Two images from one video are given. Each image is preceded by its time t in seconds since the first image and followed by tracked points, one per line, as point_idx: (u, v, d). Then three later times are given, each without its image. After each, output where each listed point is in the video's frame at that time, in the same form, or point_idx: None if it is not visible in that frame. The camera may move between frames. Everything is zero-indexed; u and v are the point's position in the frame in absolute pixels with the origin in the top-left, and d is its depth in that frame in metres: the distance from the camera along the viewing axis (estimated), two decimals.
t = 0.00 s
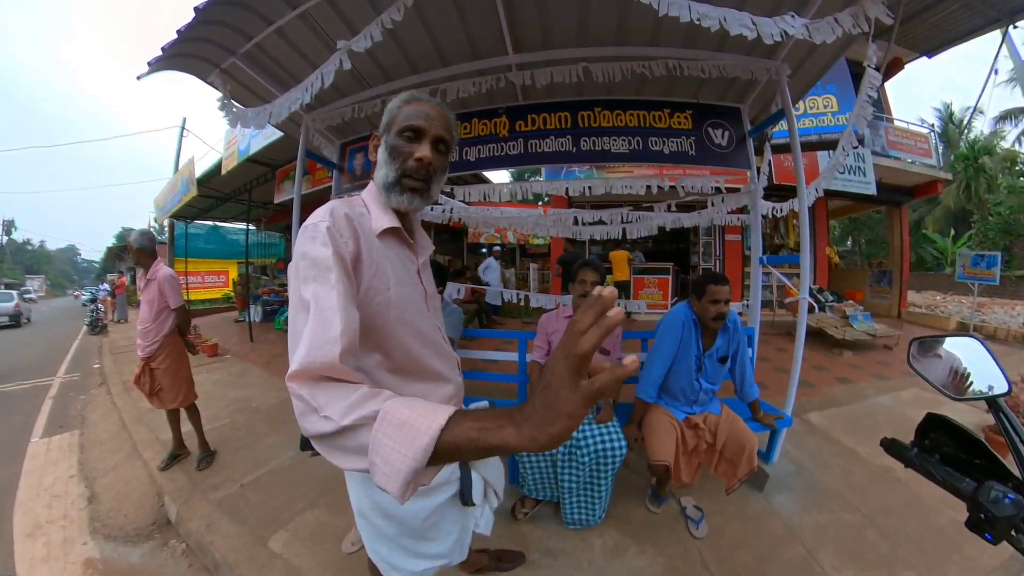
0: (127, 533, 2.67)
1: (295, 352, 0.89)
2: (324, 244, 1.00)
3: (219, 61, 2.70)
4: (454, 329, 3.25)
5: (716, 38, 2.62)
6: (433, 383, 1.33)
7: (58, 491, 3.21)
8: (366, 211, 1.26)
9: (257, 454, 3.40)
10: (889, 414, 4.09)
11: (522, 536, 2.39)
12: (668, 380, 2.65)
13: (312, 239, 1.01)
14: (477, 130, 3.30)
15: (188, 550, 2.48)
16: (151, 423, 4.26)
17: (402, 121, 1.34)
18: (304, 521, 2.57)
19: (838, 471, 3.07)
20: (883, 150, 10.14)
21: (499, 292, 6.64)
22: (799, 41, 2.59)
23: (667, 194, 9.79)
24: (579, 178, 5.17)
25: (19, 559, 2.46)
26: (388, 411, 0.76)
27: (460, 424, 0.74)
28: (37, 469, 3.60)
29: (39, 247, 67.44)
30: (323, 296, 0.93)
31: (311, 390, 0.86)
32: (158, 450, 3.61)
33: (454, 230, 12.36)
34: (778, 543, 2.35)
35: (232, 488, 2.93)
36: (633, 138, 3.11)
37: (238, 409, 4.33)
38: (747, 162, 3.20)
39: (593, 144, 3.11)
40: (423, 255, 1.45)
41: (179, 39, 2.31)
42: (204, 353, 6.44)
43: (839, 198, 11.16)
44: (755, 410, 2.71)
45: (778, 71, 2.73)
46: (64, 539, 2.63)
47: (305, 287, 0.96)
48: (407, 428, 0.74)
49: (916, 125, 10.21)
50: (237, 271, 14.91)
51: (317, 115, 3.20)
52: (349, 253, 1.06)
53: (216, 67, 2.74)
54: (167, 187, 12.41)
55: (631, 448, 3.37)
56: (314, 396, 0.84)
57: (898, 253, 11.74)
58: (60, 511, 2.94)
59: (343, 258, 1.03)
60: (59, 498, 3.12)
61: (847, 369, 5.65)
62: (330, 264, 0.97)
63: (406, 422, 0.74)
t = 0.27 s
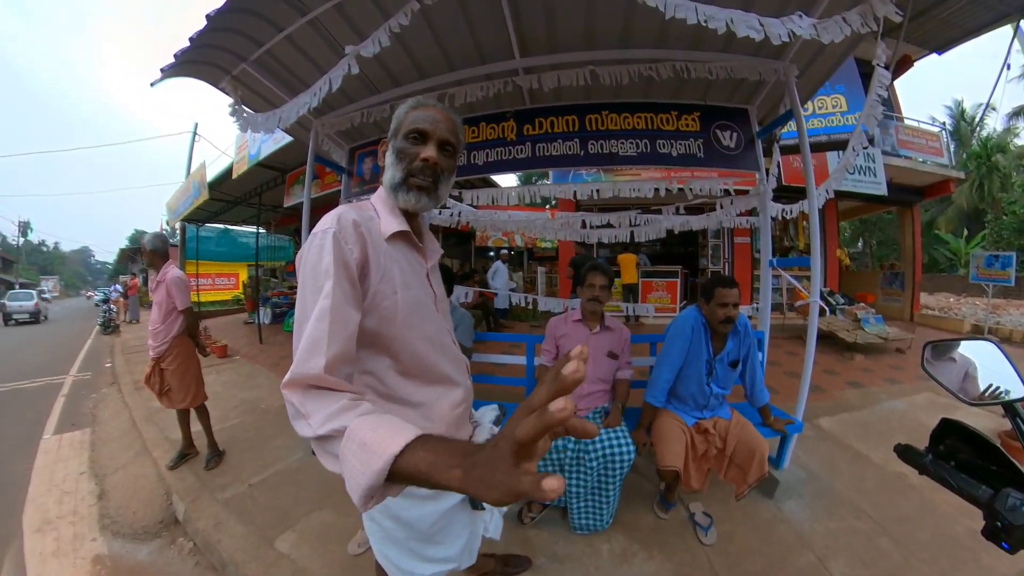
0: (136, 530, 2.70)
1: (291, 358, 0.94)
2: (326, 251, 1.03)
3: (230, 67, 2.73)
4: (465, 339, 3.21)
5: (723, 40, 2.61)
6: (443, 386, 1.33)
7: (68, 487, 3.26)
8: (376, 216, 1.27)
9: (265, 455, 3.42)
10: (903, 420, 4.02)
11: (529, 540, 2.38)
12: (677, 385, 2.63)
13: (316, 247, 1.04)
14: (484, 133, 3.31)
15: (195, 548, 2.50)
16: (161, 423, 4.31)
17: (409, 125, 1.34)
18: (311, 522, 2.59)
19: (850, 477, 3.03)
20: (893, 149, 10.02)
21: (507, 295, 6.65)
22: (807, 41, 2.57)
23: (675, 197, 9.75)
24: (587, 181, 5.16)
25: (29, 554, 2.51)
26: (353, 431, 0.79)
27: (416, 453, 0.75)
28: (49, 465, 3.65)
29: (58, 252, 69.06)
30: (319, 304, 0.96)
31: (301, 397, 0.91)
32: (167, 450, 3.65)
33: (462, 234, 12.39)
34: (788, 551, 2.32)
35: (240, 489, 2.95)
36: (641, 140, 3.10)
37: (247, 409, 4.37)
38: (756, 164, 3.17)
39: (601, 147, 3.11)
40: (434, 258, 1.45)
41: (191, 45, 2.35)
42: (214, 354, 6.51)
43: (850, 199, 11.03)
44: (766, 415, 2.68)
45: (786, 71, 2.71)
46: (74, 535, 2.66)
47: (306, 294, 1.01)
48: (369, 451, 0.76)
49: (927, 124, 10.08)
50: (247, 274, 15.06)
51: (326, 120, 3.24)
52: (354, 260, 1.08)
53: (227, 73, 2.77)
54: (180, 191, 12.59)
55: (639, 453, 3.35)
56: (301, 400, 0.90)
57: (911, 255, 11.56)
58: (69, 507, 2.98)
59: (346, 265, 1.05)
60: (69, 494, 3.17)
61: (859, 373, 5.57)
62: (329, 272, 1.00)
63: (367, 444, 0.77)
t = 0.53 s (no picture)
0: (142, 529, 2.72)
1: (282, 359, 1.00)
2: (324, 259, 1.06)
3: (238, 73, 2.76)
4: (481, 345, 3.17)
5: (728, 42, 2.60)
6: (448, 390, 1.34)
7: (76, 486, 3.29)
8: (383, 220, 1.29)
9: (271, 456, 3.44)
10: (912, 423, 3.98)
11: (534, 544, 2.38)
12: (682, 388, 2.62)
13: (315, 255, 1.08)
14: (490, 137, 3.32)
15: (199, 547, 2.52)
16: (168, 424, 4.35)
17: (418, 130, 1.35)
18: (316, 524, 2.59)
19: (858, 482, 3.00)
20: (901, 150, 9.94)
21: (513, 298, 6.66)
22: (812, 42, 2.56)
23: (681, 199, 9.72)
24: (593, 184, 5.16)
25: (36, 551, 2.53)
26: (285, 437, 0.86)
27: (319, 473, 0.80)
28: (57, 463, 3.69)
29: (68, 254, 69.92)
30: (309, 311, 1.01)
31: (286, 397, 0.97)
32: (174, 450, 3.68)
33: (467, 236, 12.43)
34: (796, 556, 2.31)
35: (246, 489, 2.97)
36: (646, 143, 3.09)
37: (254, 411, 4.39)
38: (762, 166, 3.16)
39: (607, 150, 3.11)
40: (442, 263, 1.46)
41: (200, 51, 2.37)
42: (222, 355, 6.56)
43: (857, 200, 10.94)
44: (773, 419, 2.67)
45: (791, 72, 2.71)
46: (80, 533, 2.69)
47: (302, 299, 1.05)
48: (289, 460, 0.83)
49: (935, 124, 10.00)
50: (254, 276, 15.17)
51: (333, 124, 3.27)
52: (354, 266, 1.10)
53: (236, 78, 2.80)
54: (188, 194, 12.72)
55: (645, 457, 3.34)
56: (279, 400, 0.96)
57: (920, 256, 11.46)
58: (76, 505, 3.01)
59: (343, 272, 1.08)
60: (77, 492, 3.20)
61: (868, 376, 5.52)
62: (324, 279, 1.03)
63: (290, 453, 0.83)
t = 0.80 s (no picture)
0: (144, 529, 2.73)
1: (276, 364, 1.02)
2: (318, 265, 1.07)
3: (242, 75, 2.77)
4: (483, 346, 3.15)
5: (732, 42, 2.59)
6: (448, 394, 1.33)
7: (79, 486, 3.30)
8: (382, 223, 1.29)
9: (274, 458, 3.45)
10: (918, 426, 3.95)
11: (537, 547, 2.37)
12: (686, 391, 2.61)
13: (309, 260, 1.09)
14: (494, 139, 3.32)
15: (201, 548, 2.52)
16: (172, 426, 4.36)
17: (417, 129, 1.35)
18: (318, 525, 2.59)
19: (865, 485, 2.98)
20: (904, 150, 9.91)
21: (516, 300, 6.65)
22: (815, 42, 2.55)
23: (683, 201, 9.71)
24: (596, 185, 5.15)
25: (38, 551, 2.53)
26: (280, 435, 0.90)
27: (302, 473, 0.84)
28: (61, 463, 3.71)
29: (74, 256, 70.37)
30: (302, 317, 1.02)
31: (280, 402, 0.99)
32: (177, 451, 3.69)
33: (470, 239, 12.44)
34: (802, 560, 2.29)
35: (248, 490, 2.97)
36: (650, 144, 3.09)
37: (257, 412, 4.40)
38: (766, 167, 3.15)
39: (610, 151, 3.11)
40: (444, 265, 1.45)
41: (204, 53, 2.38)
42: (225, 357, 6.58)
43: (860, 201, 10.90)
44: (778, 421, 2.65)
45: (794, 73, 2.70)
46: (82, 533, 2.69)
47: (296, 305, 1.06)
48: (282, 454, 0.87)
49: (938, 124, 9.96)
50: (257, 277, 15.22)
51: (336, 127, 3.28)
52: (348, 271, 1.10)
53: (240, 81, 2.81)
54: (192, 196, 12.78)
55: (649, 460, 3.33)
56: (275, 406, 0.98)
57: (925, 257, 11.39)
58: (79, 505, 3.02)
59: (338, 277, 1.08)
60: (79, 492, 3.20)
61: (873, 379, 5.49)
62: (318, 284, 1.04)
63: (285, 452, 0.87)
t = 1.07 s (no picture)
0: (144, 529, 2.72)
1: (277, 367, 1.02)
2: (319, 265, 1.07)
3: (242, 76, 2.77)
4: (483, 345, 3.15)
5: (732, 42, 2.59)
6: (449, 395, 1.33)
7: (79, 486, 3.30)
8: (382, 223, 1.28)
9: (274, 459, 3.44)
10: (920, 426, 3.95)
11: (538, 549, 2.37)
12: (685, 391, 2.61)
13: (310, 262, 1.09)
14: (494, 139, 3.32)
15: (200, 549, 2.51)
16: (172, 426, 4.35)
17: (412, 125, 1.35)
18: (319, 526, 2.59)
19: (866, 486, 2.98)
20: (904, 150, 9.90)
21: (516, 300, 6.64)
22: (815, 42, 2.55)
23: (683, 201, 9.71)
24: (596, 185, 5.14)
25: (37, 551, 2.53)
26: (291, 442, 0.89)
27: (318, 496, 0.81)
28: (60, 463, 3.71)
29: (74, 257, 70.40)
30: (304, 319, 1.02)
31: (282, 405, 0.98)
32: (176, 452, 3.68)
33: (470, 240, 12.43)
34: (803, 561, 2.29)
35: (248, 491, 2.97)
36: (650, 145, 3.08)
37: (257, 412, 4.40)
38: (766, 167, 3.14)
39: (610, 152, 3.11)
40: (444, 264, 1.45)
41: (204, 54, 2.38)
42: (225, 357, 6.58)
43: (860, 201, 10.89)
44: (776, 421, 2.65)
45: (795, 73, 2.69)
46: (81, 533, 2.69)
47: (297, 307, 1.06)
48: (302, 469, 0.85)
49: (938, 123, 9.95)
50: (257, 279, 15.21)
51: (337, 127, 3.27)
52: (349, 271, 1.10)
53: (240, 81, 2.81)
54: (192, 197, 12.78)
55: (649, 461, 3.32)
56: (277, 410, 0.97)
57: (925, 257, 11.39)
58: (79, 505, 3.02)
59: (339, 278, 1.08)
60: (79, 493, 3.20)
61: (874, 379, 5.48)
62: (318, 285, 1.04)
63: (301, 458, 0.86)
